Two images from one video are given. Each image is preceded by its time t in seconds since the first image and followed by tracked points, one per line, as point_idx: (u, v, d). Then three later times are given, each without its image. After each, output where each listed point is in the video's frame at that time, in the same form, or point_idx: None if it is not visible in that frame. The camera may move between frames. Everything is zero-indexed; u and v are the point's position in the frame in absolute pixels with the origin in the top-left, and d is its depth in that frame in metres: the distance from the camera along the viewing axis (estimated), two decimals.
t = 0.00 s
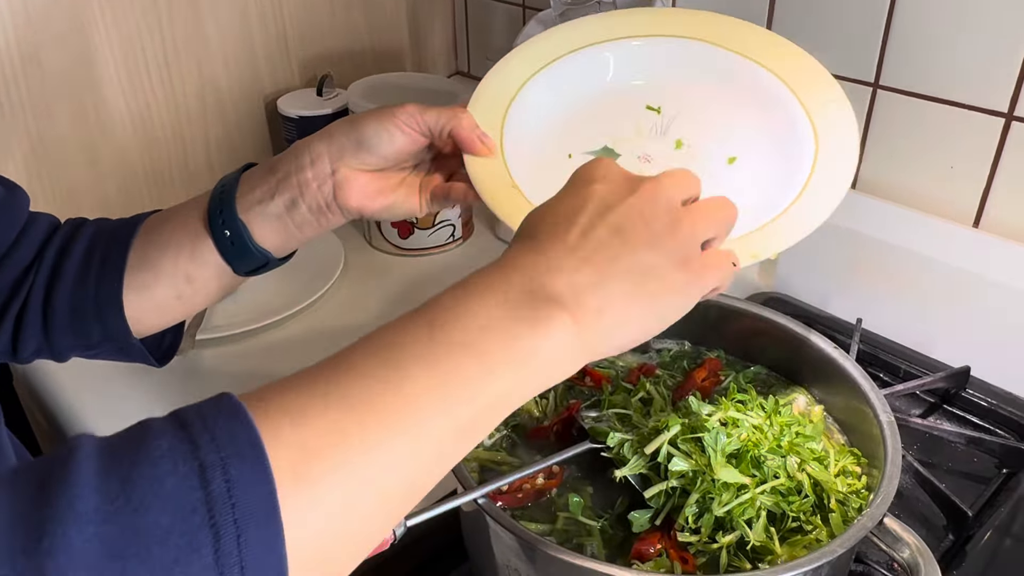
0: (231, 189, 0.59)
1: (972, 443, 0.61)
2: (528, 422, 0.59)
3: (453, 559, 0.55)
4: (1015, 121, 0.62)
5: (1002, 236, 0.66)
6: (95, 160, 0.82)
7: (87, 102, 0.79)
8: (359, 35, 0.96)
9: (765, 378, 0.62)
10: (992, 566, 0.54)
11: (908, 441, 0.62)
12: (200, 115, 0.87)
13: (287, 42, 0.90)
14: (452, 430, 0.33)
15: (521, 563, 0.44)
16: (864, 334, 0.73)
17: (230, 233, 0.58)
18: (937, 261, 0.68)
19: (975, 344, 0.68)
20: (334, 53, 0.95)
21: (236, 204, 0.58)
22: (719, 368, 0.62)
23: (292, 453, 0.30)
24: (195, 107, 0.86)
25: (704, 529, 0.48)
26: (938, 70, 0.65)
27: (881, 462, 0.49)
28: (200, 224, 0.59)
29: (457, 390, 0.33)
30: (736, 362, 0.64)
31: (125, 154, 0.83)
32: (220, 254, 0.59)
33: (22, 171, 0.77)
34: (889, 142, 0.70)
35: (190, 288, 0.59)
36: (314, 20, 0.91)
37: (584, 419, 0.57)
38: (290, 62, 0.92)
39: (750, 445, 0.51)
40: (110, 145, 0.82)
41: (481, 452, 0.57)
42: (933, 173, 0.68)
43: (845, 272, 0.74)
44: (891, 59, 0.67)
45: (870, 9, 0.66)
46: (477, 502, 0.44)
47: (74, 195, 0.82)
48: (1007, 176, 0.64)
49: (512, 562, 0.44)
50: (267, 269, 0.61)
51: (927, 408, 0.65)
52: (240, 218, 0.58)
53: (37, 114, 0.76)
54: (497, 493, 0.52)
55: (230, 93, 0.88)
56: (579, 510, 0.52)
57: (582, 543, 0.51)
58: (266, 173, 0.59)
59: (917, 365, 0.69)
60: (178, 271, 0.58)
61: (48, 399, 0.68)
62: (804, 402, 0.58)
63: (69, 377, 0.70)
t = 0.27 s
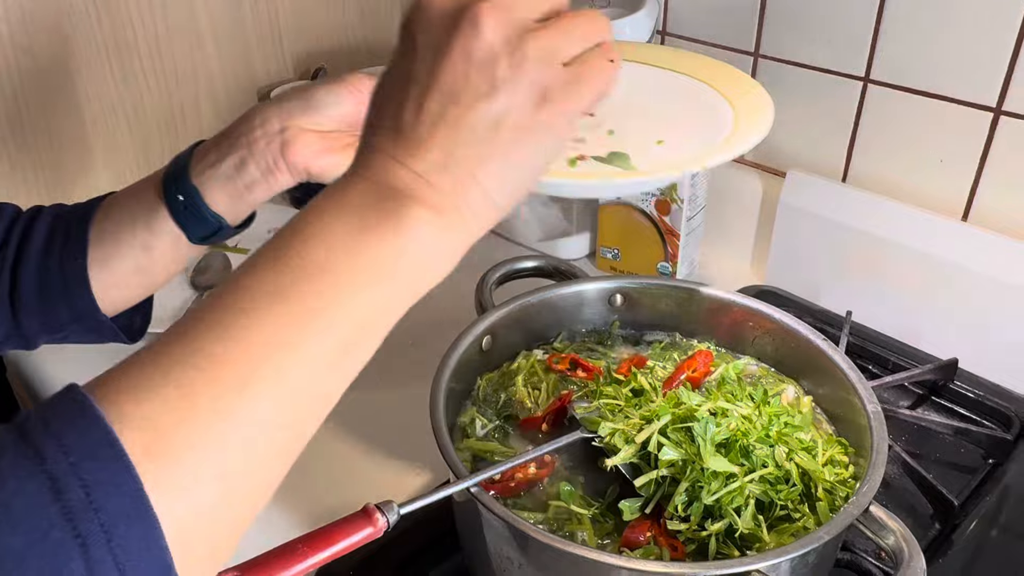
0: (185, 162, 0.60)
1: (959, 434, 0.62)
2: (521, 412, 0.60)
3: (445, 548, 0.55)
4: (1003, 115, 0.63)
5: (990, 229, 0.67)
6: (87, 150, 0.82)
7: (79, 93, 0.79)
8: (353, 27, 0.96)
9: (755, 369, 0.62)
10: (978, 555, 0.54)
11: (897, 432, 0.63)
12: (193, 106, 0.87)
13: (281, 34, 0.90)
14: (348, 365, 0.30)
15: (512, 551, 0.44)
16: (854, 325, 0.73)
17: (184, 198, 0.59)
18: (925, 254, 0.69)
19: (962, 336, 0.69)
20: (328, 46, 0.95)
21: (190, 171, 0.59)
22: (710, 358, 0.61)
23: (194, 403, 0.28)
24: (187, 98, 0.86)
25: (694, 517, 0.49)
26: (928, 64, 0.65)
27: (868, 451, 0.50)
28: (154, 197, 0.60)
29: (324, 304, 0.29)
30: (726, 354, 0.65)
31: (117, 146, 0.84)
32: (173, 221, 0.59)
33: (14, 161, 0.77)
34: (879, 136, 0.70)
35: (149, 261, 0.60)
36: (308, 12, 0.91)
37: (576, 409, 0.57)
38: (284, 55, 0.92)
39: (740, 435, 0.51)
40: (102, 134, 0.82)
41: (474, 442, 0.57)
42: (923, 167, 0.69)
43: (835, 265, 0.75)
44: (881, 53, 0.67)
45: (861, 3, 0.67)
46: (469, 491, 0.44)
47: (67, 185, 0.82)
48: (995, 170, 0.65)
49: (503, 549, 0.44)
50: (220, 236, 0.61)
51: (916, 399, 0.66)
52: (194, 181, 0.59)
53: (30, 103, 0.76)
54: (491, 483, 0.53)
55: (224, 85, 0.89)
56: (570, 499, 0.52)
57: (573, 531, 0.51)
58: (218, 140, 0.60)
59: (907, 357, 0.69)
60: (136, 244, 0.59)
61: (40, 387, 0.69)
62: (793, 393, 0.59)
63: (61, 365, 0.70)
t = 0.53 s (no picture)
0: (45, 145, 0.62)
1: (945, 427, 0.63)
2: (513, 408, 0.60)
3: (439, 541, 0.55)
4: (991, 112, 0.64)
5: (977, 224, 0.67)
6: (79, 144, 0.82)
7: (71, 86, 0.79)
8: (345, 21, 0.96)
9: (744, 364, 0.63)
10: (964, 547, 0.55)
11: (884, 425, 0.64)
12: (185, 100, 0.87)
13: (274, 28, 0.90)
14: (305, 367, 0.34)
15: (505, 544, 0.44)
16: (843, 320, 0.75)
17: (45, 178, 0.62)
18: (912, 249, 0.69)
19: (949, 330, 0.70)
20: (321, 40, 0.95)
21: (48, 151, 0.62)
22: (701, 354, 0.62)
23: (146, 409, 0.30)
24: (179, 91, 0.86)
25: (683, 511, 0.49)
26: (916, 61, 0.66)
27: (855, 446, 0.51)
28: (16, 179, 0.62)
29: (274, 322, 0.33)
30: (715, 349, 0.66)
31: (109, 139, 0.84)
32: (42, 203, 0.62)
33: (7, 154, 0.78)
34: (868, 131, 0.71)
35: (22, 241, 0.62)
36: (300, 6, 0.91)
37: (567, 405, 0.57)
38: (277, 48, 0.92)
39: (728, 430, 0.52)
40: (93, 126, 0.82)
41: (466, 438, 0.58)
42: (912, 163, 0.69)
43: (823, 259, 0.75)
44: (870, 49, 0.68)
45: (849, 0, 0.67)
46: (462, 486, 0.45)
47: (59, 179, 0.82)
48: (982, 167, 0.66)
49: (496, 543, 0.45)
50: (85, 213, 0.64)
51: (903, 393, 0.67)
52: (53, 162, 0.61)
53: (20, 95, 0.77)
54: (483, 477, 0.53)
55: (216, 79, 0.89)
56: (562, 494, 0.53)
57: (564, 524, 0.52)
58: (73, 120, 0.62)
59: (894, 351, 0.70)
60: (8, 228, 0.62)
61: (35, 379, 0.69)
62: (781, 388, 0.60)
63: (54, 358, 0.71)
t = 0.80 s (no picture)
0: None
1: (934, 423, 0.64)
2: (507, 407, 0.61)
3: (434, 537, 0.56)
4: (981, 110, 0.64)
5: (966, 222, 0.68)
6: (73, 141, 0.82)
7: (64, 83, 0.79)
8: (338, 17, 0.96)
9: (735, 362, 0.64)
10: (950, 540, 0.56)
11: (873, 421, 0.64)
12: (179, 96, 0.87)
13: (266, 23, 0.90)
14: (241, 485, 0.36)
15: (500, 542, 0.45)
16: (833, 316, 0.76)
17: None
18: (900, 247, 0.70)
19: (938, 327, 0.71)
20: (314, 35, 0.95)
21: None
22: (693, 352, 0.62)
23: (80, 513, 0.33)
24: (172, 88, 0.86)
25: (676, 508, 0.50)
26: (906, 60, 0.66)
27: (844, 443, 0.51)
28: None
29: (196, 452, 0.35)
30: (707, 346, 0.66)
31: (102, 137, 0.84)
32: None
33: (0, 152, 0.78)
34: (858, 129, 0.71)
35: None
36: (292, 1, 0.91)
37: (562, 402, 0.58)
38: (269, 44, 0.92)
39: (720, 428, 0.53)
40: (87, 125, 0.82)
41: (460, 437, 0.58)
42: (902, 160, 0.70)
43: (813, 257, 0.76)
44: (862, 48, 0.68)
45: None
46: (458, 483, 0.45)
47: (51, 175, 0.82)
48: (972, 165, 0.66)
49: (491, 540, 0.45)
50: None
51: (892, 389, 0.68)
52: None
53: (14, 94, 0.76)
54: (478, 475, 0.54)
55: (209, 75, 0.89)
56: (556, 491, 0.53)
57: (558, 521, 0.52)
58: None
59: (884, 347, 0.71)
60: None
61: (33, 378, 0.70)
62: (772, 385, 0.61)
63: (52, 355, 0.71)
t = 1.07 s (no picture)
0: None
1: (933, 418, 0.64)
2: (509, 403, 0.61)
3: (435, 532, 0.56)
4: (981, 106, 0.64)
5: (966, 218, 0.68)
6: (71, 138, 0.82)
7: (63, 79, 0.79)
8: (338, 13, 0.96)
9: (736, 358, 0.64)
10: (950, 535, 0.56)
11: (873, 416, 0.64)
12: (178, 93, 0.87)
13: (266, 19, 0.90)
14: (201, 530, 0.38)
15: (502, 536, 0.45)
16: (833, 312, 0.76)
17: None
18: (899, 243, 0.70)
19: (938, 322, 0.71)
20: (313, 32, 0.95)
21: None
22: (694, 348, 0.62)
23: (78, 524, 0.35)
24: (172, 84, 0.86)
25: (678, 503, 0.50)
26: (906, 56, 0.66)
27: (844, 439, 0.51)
28: None
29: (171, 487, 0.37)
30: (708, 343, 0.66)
31: (100, 133, 0.84)
32: None
33: None
34: (858, 125, 0.71)
35: None
36: None
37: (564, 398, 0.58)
38: (269, 40, 0.92)
39: (721, 423, 0.53)
40: (85, 121, 0.82)
41: (460, 433, 0.58)
42: (902, 155, 0.70)
43: (812, 253, 0.76)
44: (861, 44, 0.68)
45: None
46: (460, 478, 0.45)
47: (50, 171, 0.82)
48: (972, 161, 0.66)
49: (492, 535, 0.45)
50: None
51: (892, 384, 0.68)
52: None
53: (12, 89, 0.77)
54: (479, 470, 0.54)
55: (209, 72, 0.88)
56: (558, 486, 0.54)
57: (559, 516, 0.52)
58: None
59: (884, 344, 0.72)
60: None
61: (32, 375, 0.69)
62: (772, 381, 0.61)
63: (51, 351, 0.71)
